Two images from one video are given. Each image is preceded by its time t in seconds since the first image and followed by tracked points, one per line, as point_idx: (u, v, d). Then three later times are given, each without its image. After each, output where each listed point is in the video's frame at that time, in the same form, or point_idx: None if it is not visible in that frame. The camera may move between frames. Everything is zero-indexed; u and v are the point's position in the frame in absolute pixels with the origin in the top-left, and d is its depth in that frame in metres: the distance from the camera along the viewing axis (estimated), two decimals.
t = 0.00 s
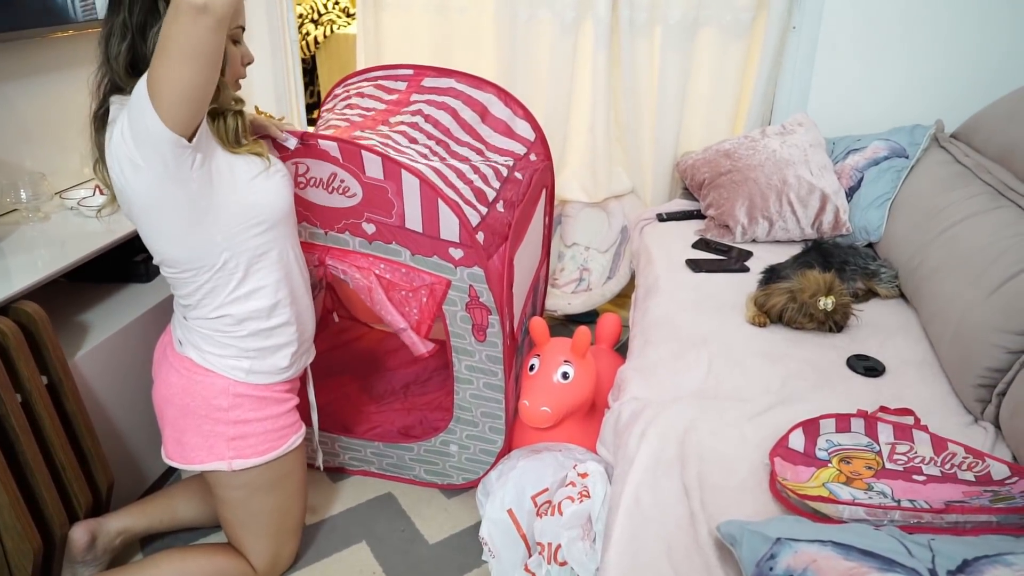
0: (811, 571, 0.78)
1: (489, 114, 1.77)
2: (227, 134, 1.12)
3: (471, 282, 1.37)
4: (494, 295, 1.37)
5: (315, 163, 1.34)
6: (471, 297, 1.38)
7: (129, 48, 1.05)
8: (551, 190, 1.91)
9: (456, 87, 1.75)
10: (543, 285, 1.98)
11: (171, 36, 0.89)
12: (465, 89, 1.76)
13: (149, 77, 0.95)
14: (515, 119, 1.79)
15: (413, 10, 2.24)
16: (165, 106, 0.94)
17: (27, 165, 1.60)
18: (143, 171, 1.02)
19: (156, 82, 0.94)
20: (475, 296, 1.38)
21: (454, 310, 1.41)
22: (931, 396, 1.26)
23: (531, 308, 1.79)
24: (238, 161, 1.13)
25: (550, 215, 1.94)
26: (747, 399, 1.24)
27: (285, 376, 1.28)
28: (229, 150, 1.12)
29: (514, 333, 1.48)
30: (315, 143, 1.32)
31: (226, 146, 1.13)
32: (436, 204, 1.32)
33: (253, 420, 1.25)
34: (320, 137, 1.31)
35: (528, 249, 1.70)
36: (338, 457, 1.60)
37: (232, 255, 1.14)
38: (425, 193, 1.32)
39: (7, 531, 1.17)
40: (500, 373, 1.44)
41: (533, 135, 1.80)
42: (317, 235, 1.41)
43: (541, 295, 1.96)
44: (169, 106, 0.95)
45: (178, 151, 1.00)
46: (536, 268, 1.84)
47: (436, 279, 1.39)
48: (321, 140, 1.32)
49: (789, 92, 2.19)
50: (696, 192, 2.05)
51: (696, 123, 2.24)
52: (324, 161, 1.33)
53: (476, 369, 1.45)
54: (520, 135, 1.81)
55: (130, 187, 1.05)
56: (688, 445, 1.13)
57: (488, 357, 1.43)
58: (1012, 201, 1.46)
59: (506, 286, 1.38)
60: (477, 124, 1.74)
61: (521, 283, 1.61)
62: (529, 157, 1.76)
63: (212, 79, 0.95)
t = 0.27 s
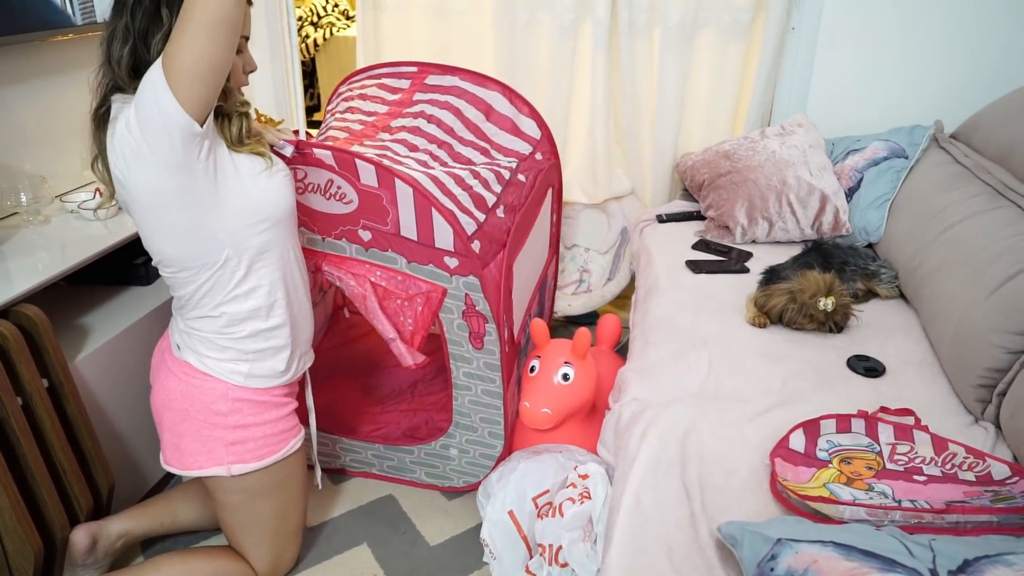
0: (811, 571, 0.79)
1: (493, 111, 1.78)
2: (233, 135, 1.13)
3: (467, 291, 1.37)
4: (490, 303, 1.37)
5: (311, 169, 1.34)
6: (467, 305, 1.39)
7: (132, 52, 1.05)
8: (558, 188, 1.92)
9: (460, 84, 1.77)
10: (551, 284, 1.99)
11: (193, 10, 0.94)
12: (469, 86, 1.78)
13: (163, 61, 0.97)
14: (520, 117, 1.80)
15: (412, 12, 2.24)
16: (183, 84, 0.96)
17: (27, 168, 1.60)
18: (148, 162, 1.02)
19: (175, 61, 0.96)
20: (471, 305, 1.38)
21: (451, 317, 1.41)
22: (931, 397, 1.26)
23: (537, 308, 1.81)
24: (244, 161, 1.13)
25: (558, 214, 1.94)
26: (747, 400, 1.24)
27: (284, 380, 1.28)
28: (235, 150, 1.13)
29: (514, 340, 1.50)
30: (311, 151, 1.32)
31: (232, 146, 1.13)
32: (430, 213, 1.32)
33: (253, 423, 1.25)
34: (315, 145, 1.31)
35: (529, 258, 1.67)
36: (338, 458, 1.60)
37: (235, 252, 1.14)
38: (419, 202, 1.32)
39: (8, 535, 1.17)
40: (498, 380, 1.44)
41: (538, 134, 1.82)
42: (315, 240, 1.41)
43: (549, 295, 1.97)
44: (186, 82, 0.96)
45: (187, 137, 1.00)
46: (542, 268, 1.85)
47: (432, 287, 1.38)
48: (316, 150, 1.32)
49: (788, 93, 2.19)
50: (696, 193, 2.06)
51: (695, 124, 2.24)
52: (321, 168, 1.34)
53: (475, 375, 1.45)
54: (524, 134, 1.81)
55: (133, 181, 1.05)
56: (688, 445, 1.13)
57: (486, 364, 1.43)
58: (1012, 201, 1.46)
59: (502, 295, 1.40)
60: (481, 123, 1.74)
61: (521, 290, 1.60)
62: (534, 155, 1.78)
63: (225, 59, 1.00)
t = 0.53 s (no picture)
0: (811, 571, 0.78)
1: (496, 113, 1.77)
2: (229, 133, 1.12)
3: (468, 289, 1.37)
4: (491, 302, 1.37)
5: (312, 169, 1.34)
6: (469, 304, 1.39)
7: (131, 50, 1.05)
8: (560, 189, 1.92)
9: (464, 87, 1.77)
10: (552, 288, 1.99)
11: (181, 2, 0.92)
12: (472, 88, 1.78)
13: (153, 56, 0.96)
14: (524, 119, 1.80)
15: (412, 13, 2.25)
16: (171, 76, 0.96)
17: (27, 168, 1.60)
18: (142, 157, 1.03)
19: (163, 57, 0.95)
20: (472, 303, 1.38)
21: (451, 315, 1.41)
22: (931, 397, 1.26)
23: (542, 308, 1.83)
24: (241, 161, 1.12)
25: (559, 214, 1.94)
26: (747, 400, 1.25)
27: (279, 380, 1.28)
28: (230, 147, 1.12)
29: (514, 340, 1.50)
30: (313, 150, 1.32)
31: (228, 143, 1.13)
32: (432, 211, 1.32)
33: (249, 422, 1.25)
34: (316, 144, 1.31)
35: (530, 258, 1.67)
36: (339, 458, 1.61)
37: (230, 247, 1.14)
38: (421, 200, 1.32)
39: (8, 535, 1.18)
40: (499, 379, 1.44)
41: (540, 136, 1.82)
42: (316, 240, 1.41)
43: (551, 294, 1.98)
44: (174, 79, 0.96)
45: (180, 132, 1.00)
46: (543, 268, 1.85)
47: (433, 285, 1.39)
48: (318, 148, 1.32)
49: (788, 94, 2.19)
50: (696, 193, 2.06)
51: (696, 124, 2.25)
52: (323, 168, 1.34)
53: (475, 374, 1.45)
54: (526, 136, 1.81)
55: (129, 176, 1.05)
56: (688, 445, 1.13)
57: (487, 362, 1.43)
58: (1011, 201, 1.46)
59: (503, 294, 1.40)
60: (484, 125, 1.74)
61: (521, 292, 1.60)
62: (535, 157, 1.78)
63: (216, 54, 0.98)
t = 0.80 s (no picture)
0: (812, 568, 0.78)
1: (492, 110, 1.78)
2: (229, 131, 1.12)
3: (464, 287, 1.37)
4: (487, 300, 1.37)
5: (306, 171, 1.33)
6: (464, 302, 1.39)
7: (128, 50, 1.05)
8: (559, 187, 1.92)
9: (460, 84, 1.77)
10: (552, 285, 2.00)
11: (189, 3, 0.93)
12: (468, 86, 1.78)
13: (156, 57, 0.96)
14: (519, 116, 1.80)
15: (412, 12, 2.24)
16: (174, 76, 0.96)
17: (27, 166, 1.60)
18: (143, 154, 1.03)
19: (166, 58, 0.95)
20: (468, 301, 1.39)
21: (447, 314, 1.41)
22: (932, 395, 1.26)
23: (541, 305, 1.84)
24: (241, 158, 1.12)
25: (556, 211, 1.94)
26: (748, 398, 1.25)
27: (282, 375, 1.28)
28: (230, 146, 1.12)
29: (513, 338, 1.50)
30: (308, 149, 1.31)
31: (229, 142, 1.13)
32: (426, 210, 1.32)
33: (253, 417, 1.25)
34: (312, 143, 1.30)
35: (529, 256, 1.67)
36: (339, 458, 1.61)
37: (231, 244, 1.14)
38: (415, 199, 1.32)
39: (10, 533, 1.18)
40: (496, 377, 1.44)
41: (538, 132, 1.82)
42: (313, 239, 1.40)
43: (551, 292, 1.98)
44: (177, 81, 0.96)
45: (181, 132, 1.00)
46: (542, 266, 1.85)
47: (429, 285, 1.39)
48: (313, 149, 1.31)
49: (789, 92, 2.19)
50: (696, 191, 2.06)
51: (697, 122, 2.24)
52: (317, 169, 1.33)
53: (473, 373, 1.45)
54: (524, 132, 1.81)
55: (130, 175, 1.05)
56: (689, 443, 1.13)
57: (483, 361, 1.43)
58: (1012, 199, 1.46)
59: (499, 292, 1.41)
60: (480, 122, 1.74)
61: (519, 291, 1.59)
62: (532, 155, 1.78)
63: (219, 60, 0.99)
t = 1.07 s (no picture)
0: (814, 567, 0.78)
1: (497, 116, 1.78)
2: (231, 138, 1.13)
3: (471, 269, 1.37)
4: (494, 283, 1.37)
5: (315, 156, 1.34)
6: (472, 285, 1.39)
7: (136, 50, 1.05)
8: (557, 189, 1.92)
9: (464, 91, 1.77)
10: (547, 292, 1.99)
11: (184, 58, 0.92)
12: (472, 92, 1.78)
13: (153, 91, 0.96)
14: (521, 122, 1.81)
15: (413, 11, 2.25)
16: (168, 120, 0.96)
17: (29, 165, 1.60)
18: (144, 167, 1.02)
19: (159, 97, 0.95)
20: (475, 284, 1.38)
21: (455, 298, 1.41)
22: (934, 394, 1.25)
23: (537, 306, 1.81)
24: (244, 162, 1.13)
25: (555, 214, 1.93)
26: (750, 397, 1.24)
27: (285, 373, 1.28)
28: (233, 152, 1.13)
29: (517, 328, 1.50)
30: (322, 128, 1.31)
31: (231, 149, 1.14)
32: (438, 188, 1.32)
33: (257, 415, 1.25)
34: (325, 121, 1.30)
35: (529, 250, 1.66)
36: (340, 456, 1.61)
37: (236, 250, 1.15)
38: (428, 176, 1.32)
39: (13, 532, 1.18)
40: (501, 364, 1.44)
41: (538, 139, 1.81)
42: (316, 231, 1.41)
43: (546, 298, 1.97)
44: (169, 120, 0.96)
45: (177, 157, 1.01)
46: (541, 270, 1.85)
47: (437, 268, 1.39)
48: (326, 127, 1.31)
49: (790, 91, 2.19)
50: (698, 190, 2.05)
51: (698, 121, 2.24)
52: (327, 153, 1.33)
53: (478, 360, 1.45)
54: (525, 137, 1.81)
55: (131, 180, 1.05)
56: (691, 442, 1.13)
57: (489, 346, 1.43)
58: (1014, 198, 1.46)
59: (507, 277, 1.39)
60: (487, 126, 1.74)
61: (523, 280, 1.60)
62: (533, 160, 1.78)
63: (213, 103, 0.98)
